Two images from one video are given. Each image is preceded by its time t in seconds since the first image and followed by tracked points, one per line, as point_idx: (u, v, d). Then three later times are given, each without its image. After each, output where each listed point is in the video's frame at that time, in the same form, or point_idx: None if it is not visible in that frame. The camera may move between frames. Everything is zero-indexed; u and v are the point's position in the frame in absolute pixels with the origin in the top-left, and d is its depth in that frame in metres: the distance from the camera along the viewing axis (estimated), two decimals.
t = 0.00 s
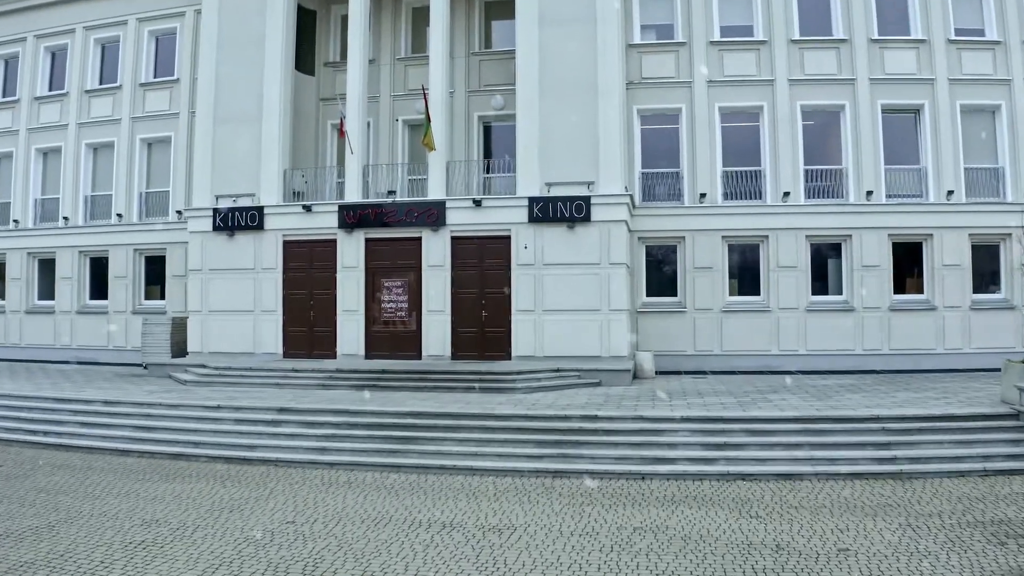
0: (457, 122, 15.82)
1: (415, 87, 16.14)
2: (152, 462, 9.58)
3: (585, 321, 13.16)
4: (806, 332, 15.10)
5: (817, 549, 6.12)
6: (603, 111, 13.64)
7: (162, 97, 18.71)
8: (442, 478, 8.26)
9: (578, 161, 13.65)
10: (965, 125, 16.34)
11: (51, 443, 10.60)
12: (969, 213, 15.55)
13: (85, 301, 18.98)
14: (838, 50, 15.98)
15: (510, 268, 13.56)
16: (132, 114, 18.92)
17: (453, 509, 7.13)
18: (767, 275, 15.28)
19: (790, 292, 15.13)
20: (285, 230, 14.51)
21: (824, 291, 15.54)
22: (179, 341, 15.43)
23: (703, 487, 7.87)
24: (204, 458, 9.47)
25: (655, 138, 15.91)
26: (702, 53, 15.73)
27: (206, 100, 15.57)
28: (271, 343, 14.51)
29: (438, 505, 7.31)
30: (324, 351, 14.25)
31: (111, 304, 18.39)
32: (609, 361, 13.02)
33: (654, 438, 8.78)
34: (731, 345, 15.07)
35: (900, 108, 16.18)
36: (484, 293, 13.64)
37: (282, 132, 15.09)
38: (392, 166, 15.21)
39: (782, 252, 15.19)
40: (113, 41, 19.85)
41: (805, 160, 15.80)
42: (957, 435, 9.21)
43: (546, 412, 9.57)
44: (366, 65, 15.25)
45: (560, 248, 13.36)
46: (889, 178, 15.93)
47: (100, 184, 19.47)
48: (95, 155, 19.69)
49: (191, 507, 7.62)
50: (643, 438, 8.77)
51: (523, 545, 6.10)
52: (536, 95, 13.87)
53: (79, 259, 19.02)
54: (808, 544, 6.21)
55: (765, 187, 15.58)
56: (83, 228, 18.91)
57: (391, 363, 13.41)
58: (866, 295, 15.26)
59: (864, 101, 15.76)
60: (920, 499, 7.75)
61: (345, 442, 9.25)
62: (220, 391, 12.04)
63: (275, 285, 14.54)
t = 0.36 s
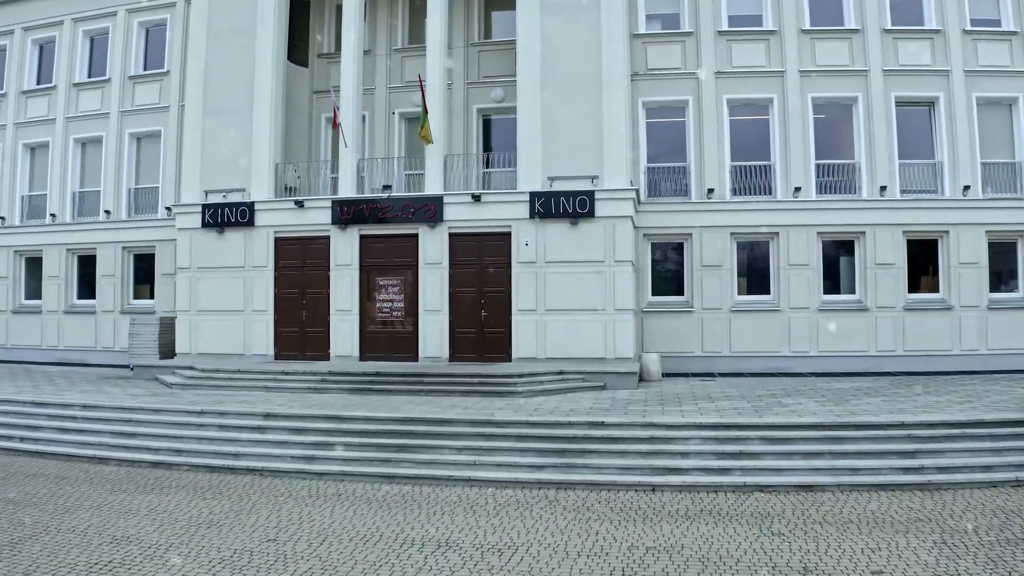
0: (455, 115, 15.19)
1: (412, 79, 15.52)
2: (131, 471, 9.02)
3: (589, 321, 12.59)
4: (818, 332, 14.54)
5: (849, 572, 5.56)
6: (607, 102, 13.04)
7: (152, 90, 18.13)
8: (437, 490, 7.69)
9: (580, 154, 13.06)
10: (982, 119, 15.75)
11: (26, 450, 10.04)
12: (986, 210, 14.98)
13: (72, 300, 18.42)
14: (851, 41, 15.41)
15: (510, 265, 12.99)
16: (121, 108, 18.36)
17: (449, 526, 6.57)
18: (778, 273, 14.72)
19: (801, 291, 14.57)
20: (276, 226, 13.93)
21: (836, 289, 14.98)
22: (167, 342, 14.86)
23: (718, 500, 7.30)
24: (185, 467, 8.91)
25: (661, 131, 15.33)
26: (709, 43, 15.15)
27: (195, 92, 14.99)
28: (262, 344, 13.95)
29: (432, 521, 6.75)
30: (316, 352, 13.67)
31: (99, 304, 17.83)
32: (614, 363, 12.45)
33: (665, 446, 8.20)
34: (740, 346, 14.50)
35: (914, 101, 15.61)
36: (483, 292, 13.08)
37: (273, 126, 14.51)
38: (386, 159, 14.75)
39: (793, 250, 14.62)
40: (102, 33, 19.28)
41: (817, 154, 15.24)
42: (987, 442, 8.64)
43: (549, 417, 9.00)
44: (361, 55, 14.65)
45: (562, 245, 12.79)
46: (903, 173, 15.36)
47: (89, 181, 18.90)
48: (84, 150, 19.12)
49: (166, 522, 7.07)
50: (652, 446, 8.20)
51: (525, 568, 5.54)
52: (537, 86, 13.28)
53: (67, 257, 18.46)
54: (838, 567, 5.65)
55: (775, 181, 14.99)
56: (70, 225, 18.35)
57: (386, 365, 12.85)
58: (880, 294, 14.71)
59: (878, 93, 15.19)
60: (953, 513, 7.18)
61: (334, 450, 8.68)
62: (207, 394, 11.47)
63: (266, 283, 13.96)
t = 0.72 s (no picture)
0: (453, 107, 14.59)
1: (408, 70, 14.87)
2: (106, 482, 8.45)
3: (593, 321, 12.02)
4: (830, 333, 13.99)
5: None
6: (612, 92, 12.44)
7: (140, 83, 17.54)
8: (431, 503, 7.12)
9: (583, 148, 12.46)
10: (999, 111, 15.17)
11: None
12: (1005, 205, 14.41)
13: (59, 300, 17.86)
14: (864, 30, 14.83)
15: (510, 263, 12.42)
16: (109, 102, 17.78)
17: (443, 546, 6.00)
18: (789, 271, 14.15)
19: (813, 290, 14.00)
20: (266, 222, 13.36)
21: (849, 288, 14.43)
22: (154, 343, 14.30)
23: (736, 516, 6.73)
24: (164, 478, 8.34)
25: (667, 124, 14.76)
26: (717, 33, 14.57)
27: (182, 84, 14.39)
28: (251, 346, 13.38)
29: (425, 539, 6.18)
30: (308, 354, 13.09)
31: (86, 303, 17.27)
32: (619, 365, 11.88)
33: (677, 456, 7.62)
34: (750, 347, 13.94)
35: (929, 93, 15.04)
36: (482, 291, 12.51)
37: (263, 118, 13.92)
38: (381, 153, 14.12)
39: (804, 247, 14.06)
40: (90, 24, 18.70)
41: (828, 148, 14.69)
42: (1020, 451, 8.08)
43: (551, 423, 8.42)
44: (354, 45, 14.07)
45: (565, 242, 12.21)
46: (918, 167, 14.81)
47: (76, 177, 18.32)
48: (71, 145, 18.55)
49: (137, 540, 6.50)
50: (663, 455, 7.62)
51: None
52: (538, 77, 12.67)
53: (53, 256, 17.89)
54: None
55: (786, 176, 14.44)
56: (57, 222, 17.78)
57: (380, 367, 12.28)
58: (895, 293, 14.16)
59: (891, 84, 14.63)
60: (991, 530, 6.61)
61: (322, 459, 8.11)
62: (191, 398, 10.90)
63: (256, 282, 13.40)
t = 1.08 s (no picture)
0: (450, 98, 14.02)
1: (404, 60, 14.24)
2: (78, 494, 7.89)
3: (598, 321, 11.46)
4: (843, 333, 13.45)
5: None
6: (617, 81, 11.84)
7: (128, 75, 16.96)
8: (424, 519, 6.55)
9: (587, 139, 11.87)
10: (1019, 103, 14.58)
11: None
12: None
13: (45, 299, 17.30)
14: (877, 18, 14.25)
15: (511, 260, 11.86)
16: (96, 95, 17.17)
17: (435, 569, 5.42)
18: (800, 269, 13.59)
19: (825, 289, 13.45)
20: (255, 218, 12.79)
21: (862, 287, 13.88)
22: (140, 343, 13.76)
23: (757, 535, 6.16)
24: (139, 489, 7.78)
25: (674, 116, 14.20)
26: (725, 22, 14.00)
27: (169, 74, 13.82)
28: (240, 347, 12.82)
29: (416, 561, 5.61)
30: (299, 356, 12.53)
31: (72, 303, 16.71)
32: (625, 367, 11.32)
33: (690, 467, 7.05)
34: (760, 349, 13.38)
35: (945, 83, 14.47)
36: (481, 290, 11.95)
37: (253, 109, 13.34)
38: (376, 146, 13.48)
39: (816, 244, 13.51)
40: (77, 15, 18.12)
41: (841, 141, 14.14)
42: None
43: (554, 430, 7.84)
44: (348, 34, 13.50)
45: (567, 238, 11.64)
46: (934, 161, 14.25)
47: (63, 172, 17.75)
48: (57, 140, 17.98)
49: (101, 560, 5.92)
50: (675, 466, 7.05)
51: None
52: (539, 65, 12.09)
53: (38, 254, 17.33)
54: None
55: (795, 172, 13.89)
56: (42, 219, 17.21)
57: (374, 369, 11.72)
58: (910, 291, 13.61)
59: (907, 74, 14.06)
60: None
61: (308, 469, 7.55)
62: (174, 402, 10.34)
63: (245, 280, 12.84)
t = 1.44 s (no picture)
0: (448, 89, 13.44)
1: (400, 49, 13.66)
2: (46, 507, 7.33)
3: (603, 322, 10.90)
4: (857, 334, 12.89)
5: None
6: (623, 68, 11.25)
7: (115, 66, 16.37)
8: (416, 537, 5.98)
9: (591, 130, 11.29)
10: None
11: None
12: None
13: (30, 298, 16.75)
14: (893, 6, 13.68)
15: (511, 257, 11.30)
16: (83, 87, 16.56)
17: None
18: (813, 266, 13.04)
19: (839, 287, 12.90)
20: (244, 213, 12.22)
21: (877, 286, 13.33)
22: (125, 344, 13.19)
23: (782, 556, 5.59)
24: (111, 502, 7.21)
25: (681, 108, 13.64)
26: (735, 9, 13.43)
27: (155, 63, 13.25)
28: (228, 348, 12.25)
29: None
30: (289, 358, 11.97)
31: (57, 302, 16.15)
32: (631, 370, 10.76)
33: (706, 481, 6.47)
34: (771, 350, 12.81)
35: (963, 74, 13.91)
36: (479, 288, 11.40)
37: (242, 100, 12.75)
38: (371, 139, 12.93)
39: (829, 241, 12.96)
40: (65, 5, 17.54)
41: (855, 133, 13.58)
42: None
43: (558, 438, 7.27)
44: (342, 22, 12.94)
45: (570, 233, 11.08)
46: (952, 154, 13.68)
47: (49, 167, 17.17)
48: (43, 134, 17.40)
49: None
50: (691, 478, 6.48)
51: None
52: (541, 52, 11.50)
53: (23, 251, 16.78)
54: None
55: (811, 162, 13.36)
56: (28, 216, 16.65)
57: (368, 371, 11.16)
58: (928, 290, 13.05)
59: (923, 64, 13.50)
60: None
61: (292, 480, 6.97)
62: (155, 406, 9.77)
63: (233, 278, 12.27)
